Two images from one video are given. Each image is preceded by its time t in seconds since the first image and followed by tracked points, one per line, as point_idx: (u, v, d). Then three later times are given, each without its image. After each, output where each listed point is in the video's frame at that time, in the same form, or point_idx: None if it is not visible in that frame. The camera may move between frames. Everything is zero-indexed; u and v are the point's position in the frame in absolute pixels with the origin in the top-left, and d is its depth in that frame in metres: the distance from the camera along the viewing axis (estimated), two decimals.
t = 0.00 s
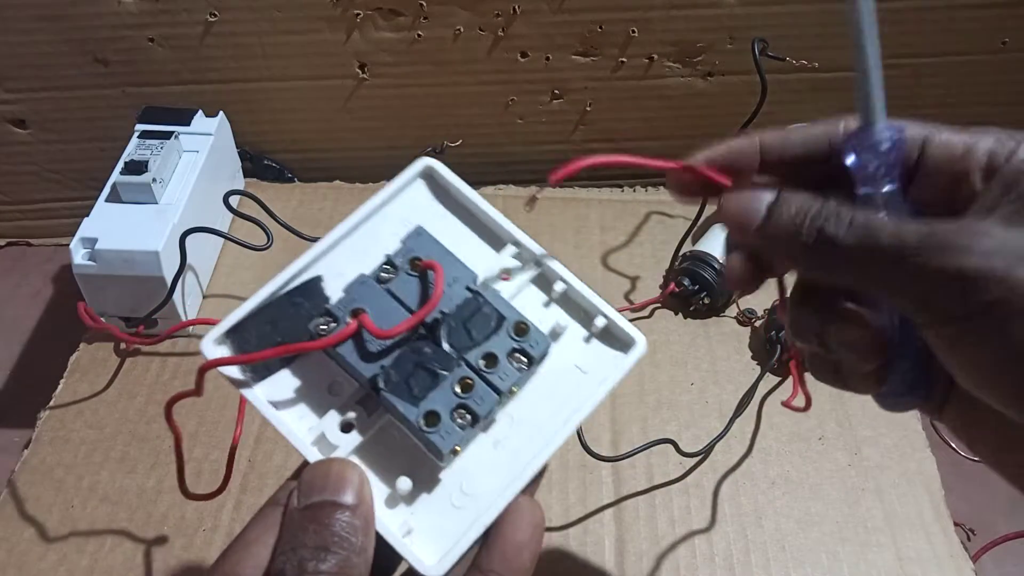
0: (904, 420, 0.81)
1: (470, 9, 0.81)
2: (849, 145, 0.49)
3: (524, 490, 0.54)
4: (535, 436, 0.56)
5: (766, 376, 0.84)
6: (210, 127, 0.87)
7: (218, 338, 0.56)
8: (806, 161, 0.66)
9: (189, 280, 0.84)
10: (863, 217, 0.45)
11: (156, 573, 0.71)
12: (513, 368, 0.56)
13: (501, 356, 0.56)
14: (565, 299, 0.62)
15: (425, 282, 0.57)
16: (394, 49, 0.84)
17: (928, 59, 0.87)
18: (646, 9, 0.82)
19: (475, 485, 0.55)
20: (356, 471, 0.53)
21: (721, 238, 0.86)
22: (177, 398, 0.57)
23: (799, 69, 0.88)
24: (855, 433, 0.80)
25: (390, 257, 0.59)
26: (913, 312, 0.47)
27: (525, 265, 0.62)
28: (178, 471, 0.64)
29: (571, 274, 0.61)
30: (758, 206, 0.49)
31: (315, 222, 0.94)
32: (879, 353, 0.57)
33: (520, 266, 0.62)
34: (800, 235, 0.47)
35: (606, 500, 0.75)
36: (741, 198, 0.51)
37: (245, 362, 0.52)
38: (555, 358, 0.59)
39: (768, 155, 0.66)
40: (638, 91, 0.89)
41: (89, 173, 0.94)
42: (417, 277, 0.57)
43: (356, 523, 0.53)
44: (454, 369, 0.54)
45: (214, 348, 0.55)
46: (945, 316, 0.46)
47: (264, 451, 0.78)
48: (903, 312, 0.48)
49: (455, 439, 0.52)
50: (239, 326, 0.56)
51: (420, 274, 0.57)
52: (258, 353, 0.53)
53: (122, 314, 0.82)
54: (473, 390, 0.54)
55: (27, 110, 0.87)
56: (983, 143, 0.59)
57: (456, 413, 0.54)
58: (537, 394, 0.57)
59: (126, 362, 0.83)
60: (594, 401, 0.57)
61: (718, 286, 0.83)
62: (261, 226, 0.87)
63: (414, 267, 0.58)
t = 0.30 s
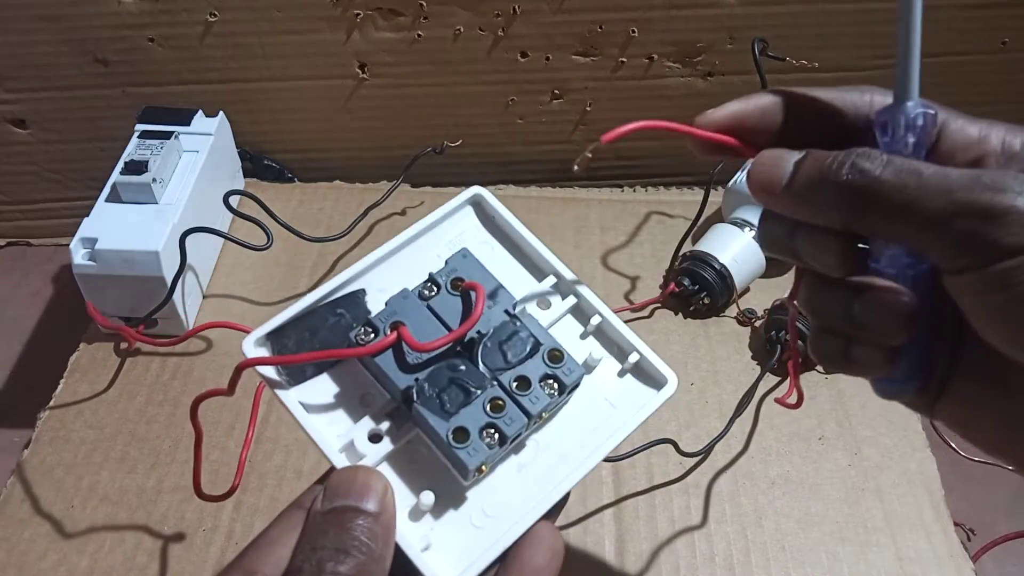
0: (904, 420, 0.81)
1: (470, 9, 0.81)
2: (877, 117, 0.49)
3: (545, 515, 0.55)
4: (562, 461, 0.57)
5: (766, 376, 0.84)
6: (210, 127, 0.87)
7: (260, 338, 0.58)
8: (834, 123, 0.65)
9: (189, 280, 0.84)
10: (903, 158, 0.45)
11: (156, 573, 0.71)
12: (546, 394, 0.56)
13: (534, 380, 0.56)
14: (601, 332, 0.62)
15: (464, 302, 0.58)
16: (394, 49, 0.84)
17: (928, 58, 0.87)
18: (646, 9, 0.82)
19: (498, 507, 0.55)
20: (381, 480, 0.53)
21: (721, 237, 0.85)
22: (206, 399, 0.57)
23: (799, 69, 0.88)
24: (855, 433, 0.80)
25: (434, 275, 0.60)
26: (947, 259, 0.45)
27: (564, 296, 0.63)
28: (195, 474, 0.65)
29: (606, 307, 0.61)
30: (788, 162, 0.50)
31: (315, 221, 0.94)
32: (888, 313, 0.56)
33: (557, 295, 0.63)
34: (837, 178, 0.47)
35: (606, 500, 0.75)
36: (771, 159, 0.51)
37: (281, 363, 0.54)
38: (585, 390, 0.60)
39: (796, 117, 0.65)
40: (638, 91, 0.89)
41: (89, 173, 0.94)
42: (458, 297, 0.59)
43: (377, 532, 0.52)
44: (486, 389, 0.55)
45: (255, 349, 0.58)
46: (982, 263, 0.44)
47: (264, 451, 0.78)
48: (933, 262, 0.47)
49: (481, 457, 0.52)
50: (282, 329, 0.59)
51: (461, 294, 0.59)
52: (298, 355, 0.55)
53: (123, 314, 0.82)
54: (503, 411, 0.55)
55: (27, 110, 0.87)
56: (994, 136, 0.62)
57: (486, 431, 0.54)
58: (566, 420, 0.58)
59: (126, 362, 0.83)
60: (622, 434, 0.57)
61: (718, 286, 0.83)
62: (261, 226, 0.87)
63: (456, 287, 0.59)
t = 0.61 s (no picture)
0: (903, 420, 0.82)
1: (470, 10, 0.81)
2: (812, 149, 0.52)
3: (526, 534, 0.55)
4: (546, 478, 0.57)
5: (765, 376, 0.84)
6: (211, 128, 0.87)
7: (257, 339, 0.60)
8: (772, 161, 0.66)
9: (190, 280, 0.84)
10: (850, 211, 0.48)
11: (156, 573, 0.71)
12: (535, 410, 0.56)
13: (524, 395, 0.57)
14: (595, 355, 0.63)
15: (460, 314, 0.60)
16: (395, 50, 0.85)
17: (927, 59, 0.88)
18: (646, 11, 0.82)
19: (481, 521, 0.56)
20: (363, 484, 0.54)
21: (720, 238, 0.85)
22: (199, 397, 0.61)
23: (798, 70, 0.88)
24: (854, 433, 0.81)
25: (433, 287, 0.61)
26: (902, 310, 0.49)
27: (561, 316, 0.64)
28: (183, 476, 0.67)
29: (603, 331, 0.62)
30: (734, 203, 0.50)
31: (316, 221, 0.95)
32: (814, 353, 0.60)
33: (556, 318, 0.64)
34: (788, 235, 0.49)
35: (606, 500, 0.75)
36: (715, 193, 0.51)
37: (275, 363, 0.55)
38: (576, 411, 0.60)
39: (736, 159, 0.67)
40: (638, 92, 0.90)
41: (90, 173, 0.94)
42: (454, 309, 0.60)
43: (356, 535, 0.53)
44: (476, 401, 0.56)
45: (250, 349, 0.60)
46: (935, 314, 0.49)
47: (265, 451, 0.78)
48: (892, 314, 0.51)
49: (466, 467, 0.53)
50: (278, 332, 0.60)
51: (458, 306, 0.60)
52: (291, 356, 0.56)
53: (123, 314, 0.82)
54: (491, 423, 0.55)
55: (27, 110, 0.87)
56: (943, 153, 0.63)
57: (473, 442, 0.55)
58: (552, 436, 0.59)
59: (127, 362, 0.83)
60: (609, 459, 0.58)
61: (718, 286, 0.82)
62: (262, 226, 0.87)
63: (453, 299, 0.60)
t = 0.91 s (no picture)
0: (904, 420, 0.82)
1: (470, 9, 0.81)
2: (820, 97, 0.51)
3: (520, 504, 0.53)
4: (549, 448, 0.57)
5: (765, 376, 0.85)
6: (210, 128, 0.87)
7: (298, 281, 0.63)
8: (783, 121, 0.66)
9: (189, 280, 0.84)
10: (850, 179, 0.48)
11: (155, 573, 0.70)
12: (552, 388, 0.56)
13: (544, 370, 0.57)
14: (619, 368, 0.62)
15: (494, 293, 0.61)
16: (394, 49, 0.85)
17: (928, 59, 0.87)
18: (646, 9, 0.82)
19: (476, 482, 0.55)
20: (369, 416, 0.51)
21: (720, 239, 0.87)
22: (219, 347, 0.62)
23: (800, 69, 0.88)
24: (855, 433, 0.81)
25: (474, 269, 0.64)
26: (897, 279, 0.51)
27: (592, 325, 0.65)
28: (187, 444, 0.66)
29: (630, 345, 0.62)
30: (731, 172, 0.51)
31: (316, 222, 0.94)
32: (796, 294, 0.64)
33: (584, 320, 0.65)
34: (786, 203, 0.49)
35: (606, 500, 0.75)
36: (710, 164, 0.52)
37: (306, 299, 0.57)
38: (595, 405, 0.59)
39: (751, 118, 0.66)
40: (638, 91, 0.90)
41: (89, 173, 0.93)
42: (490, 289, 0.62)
43: (353, 462, 0.49)
44: (495, 368, 0.57)
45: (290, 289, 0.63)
46: (927, 285, 0.51)
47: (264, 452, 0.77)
48: (888, 282, 0.52)
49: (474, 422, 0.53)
50: (319, 281, 0.64)
51: (496, 288, 0.62)
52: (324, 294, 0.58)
53: (122, 311, 0.82)
54: (507, 389, 0.56)
55: (26, 110, 0.87)
56: (947, 116, 0.63)
57: (485, 404, 0.55)
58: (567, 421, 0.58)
59: (127, 362, 0.83)
60: (620, 452, 0.55)
61: (718, 286, 0.84)
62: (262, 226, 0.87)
63: (491, 282, 0.62)
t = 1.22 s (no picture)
0: (903, 420, 0.82)
1: (470, 9, 0.81)
2: (802, 110, 0.51)
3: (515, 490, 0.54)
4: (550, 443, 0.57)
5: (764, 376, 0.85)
6: (210, 128, 0.87)
7: (307, 262, 0.65)
8: (766, 139, 0.66)
9: (189, 280, 0.84)
10: (836, 201, 0.48)
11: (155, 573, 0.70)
12: (553, 374, 0.57)
13: (545, 358, 0.57)
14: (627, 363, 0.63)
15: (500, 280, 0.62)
16: (394, 49, 0.85)
17: (928, 58, 0.87)
18: (646, 9, 0.82)
19: (470, 467, 0.55)
20: (364, 393, 0.53)
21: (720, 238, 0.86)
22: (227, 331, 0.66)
23: (799, 69, 0.88)
24: (855, 433, 0.81)
25: (483, 257, 0.65)
26: (890, 293, 0.51)
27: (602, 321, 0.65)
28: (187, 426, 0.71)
29: (637, 339, 0.63)
30: (715, 202, 0.52)
31: (316, 221, 0.94)
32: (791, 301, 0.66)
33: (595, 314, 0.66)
34: (772, 228, 0.49)
35: (607, 500, 0.75)
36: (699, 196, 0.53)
37: (314, 278, 0.59)
38: (599, 399, 0.60)
39: (734, 141, 0.66)
40: (638, 91, 0.90)
41: (89, 173, 0.93)
42: (497, 276, 0.63)
43: (346, 438, 0.51)
44: (497, 352, 0.57)
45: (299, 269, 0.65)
46: (919, 298, 0.51)
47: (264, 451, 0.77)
48: (881, 297, 0.53)
49: (472, 404, 0.54)
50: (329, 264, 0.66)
51: (502, 275, 0.63)
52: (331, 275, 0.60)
53: (122, 314, 0.82)
54: (507, 374, 0.56)
55: (26, 110, 0.87)
56: (931, 112, 0.63)
57: (483, 387, 0.55)
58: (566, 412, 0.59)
59: (127, 362, 0.83)
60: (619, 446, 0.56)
61: (718, 286, 0.84)
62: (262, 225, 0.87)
63: (498, 269, 0.63)
